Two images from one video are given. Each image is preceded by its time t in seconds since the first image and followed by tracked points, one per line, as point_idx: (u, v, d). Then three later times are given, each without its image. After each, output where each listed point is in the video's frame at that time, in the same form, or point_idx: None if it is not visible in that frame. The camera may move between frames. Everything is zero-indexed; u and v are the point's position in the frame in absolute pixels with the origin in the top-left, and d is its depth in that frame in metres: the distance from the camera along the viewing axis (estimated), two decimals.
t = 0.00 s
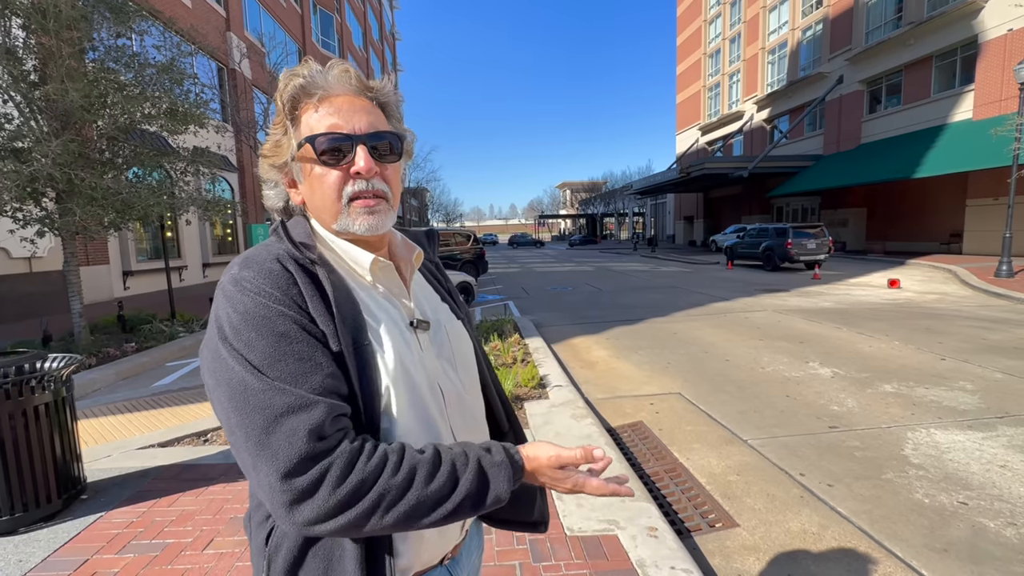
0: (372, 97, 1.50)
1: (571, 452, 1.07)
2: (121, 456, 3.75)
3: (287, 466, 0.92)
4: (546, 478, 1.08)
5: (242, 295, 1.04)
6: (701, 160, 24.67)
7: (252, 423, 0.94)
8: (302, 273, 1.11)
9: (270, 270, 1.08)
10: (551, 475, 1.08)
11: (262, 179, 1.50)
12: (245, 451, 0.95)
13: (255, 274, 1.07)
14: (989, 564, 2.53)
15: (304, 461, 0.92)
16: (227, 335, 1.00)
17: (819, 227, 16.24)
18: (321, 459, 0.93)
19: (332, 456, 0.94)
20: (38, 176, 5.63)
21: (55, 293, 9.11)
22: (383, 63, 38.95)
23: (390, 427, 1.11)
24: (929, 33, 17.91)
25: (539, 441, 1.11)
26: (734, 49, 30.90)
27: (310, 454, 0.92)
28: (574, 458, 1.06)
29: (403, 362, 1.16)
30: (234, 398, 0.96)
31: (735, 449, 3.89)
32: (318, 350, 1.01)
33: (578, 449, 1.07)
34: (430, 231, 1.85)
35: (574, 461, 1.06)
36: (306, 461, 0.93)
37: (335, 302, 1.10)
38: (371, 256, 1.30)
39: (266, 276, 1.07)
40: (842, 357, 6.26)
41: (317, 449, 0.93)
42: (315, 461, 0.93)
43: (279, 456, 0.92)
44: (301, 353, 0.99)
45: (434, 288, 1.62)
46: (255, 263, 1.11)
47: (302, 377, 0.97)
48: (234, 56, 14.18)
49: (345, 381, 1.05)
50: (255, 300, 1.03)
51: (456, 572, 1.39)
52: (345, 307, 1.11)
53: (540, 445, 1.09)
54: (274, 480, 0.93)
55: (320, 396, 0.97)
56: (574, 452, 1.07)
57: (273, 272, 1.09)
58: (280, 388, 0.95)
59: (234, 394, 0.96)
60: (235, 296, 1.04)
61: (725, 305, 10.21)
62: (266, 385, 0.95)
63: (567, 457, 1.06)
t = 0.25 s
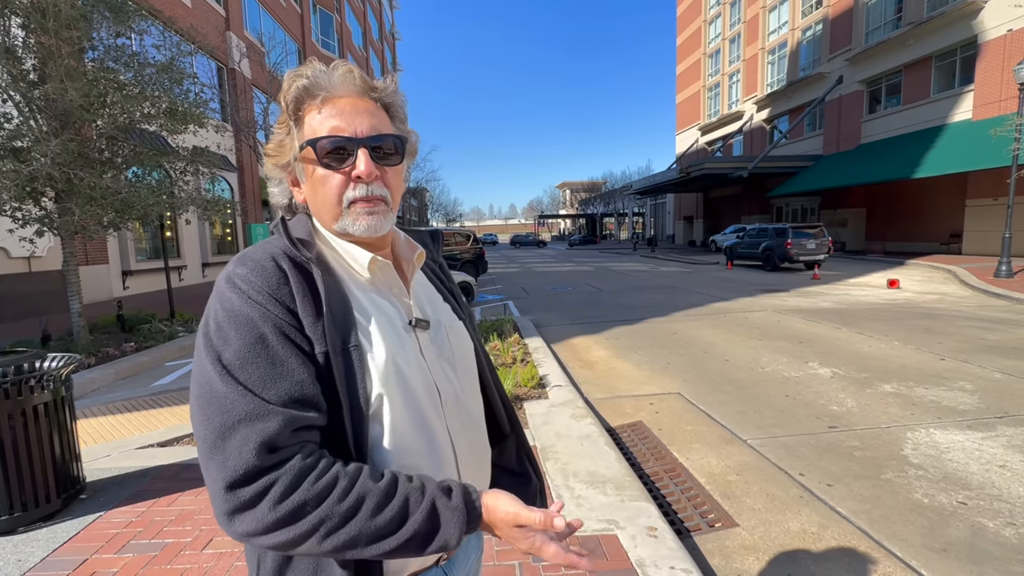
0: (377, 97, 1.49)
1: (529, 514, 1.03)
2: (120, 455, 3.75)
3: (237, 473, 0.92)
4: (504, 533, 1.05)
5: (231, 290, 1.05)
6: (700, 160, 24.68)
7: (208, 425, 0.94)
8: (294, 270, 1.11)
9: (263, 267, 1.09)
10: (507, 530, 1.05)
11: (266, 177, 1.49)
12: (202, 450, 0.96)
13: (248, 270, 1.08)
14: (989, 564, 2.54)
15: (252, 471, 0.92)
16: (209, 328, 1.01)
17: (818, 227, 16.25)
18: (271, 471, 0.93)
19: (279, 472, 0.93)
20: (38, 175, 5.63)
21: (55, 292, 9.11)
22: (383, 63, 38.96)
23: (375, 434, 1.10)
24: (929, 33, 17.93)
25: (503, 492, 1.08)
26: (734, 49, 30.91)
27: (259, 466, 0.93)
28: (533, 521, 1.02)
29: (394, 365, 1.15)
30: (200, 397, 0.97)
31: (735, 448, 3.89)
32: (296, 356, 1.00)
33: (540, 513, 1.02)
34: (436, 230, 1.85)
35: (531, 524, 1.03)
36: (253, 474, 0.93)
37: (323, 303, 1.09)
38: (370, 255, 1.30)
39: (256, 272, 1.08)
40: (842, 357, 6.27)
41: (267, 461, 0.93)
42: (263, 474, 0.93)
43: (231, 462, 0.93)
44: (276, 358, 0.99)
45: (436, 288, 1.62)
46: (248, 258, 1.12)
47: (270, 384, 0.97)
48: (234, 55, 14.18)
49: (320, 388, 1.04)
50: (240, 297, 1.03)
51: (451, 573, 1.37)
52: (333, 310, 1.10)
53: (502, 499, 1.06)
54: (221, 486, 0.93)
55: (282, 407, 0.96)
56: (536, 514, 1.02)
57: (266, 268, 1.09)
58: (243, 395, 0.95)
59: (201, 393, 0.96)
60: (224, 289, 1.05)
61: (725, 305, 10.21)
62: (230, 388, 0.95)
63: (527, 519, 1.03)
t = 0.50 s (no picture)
0: (382, 100, 1.50)
1: (518, 525, 1.04)
2: (119, 455, 3.75)
3: (230, 473, 0.93)
4: (491, 542, 1.06)
5: (229, 289, 1.05)
6: (700, 161, 24.67)
7: (201, 424, 0.95)
8: (291, 270, 1.11)
9: (260, 266, 1.09)
10: (495, 539, 1.06)
11: (270, 175, 1.49)
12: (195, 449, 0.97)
13: (245, 270, 1.08)
14: (989, 564, 2.54)
15: (243, 473, 0.92)
16: (205, 327, 1.01)
17: (818, 227, 16.25)
18: (263, 471, 0.93)
19: (270, 474, 0.93)
20: (38, 175, 5.63)
21: (54, 292, 9.10)
22: (383, 63, 38.98)
23: (372, 436, 1.10)
24: (929, 34, 17.94)
25: (493, 501, 1.08)
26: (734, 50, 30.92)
27: (250, 467, 0.93)
28: (521, 530, 1.03)
29: (391, 365, 1.15)
30: (195, 397, 0.97)
31: (734, 449, 3.90)
32: (290, 357, 1.00)
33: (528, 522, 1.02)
34: (440, 231, 1.86)
35: (519, 533, 1.03)
36: (244, 475, 0.93)
37: (320, 303, 1.09)
38: (370, 254, 1.30)
39: (253, 271, 1.08)
40: (841, 357, 6.27)
41: (259, 463, 0.93)
42: (255, 475, 0.93)
43: (222, 463, 0.93)
44: (270, 358, 0.99)
45: (438, 289, 1.62)
46: (246, 257, 1.12)
47: (263, 384, 0.97)
48: (234, 55, 14.18)
49: (314, 390, 1.04)
50: (236, 296, 1.04)
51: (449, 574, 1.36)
52: (329, 309, 1.11)
53: (491, 509, 1.06)
54: (213, 487, 0.93)
55: (275, 409, 0.96)
56: (523, 525, 1.03)
57: (264, 267, 1.09)
58: (238, 395, 0.95)
59: (197, 393, 0.97)
60: (221, 288, 1.06)
61: (724, 305, 10.22)
62: (223, 388, 0.95)
63: (515, 528, 1.04)
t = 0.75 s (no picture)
0: (384, 101, 1.50)
1: (516, 527, 1.04)
2: (119, 455, 3.75)
3: (230, 473, 0.93)
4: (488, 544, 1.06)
5: (231, 288, 1.05)
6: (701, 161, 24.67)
7: (202, 423, 0.95)
8: (294, 269, 1.11)
9: (263, 266, 1.09)
10: (492, 542, 1.06)
11: (272, 175, 1.48)
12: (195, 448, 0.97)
13: (248, 269, 1.08)
14: (989, 564, 2.54)
15: (243, 473, 0.93)
16: (207, 326, 1.01)
17: (818, 228, 16.26)
18: (262, 471, 0.94)
19: (269, 474, 0.94)
20: (37, 175, 5.62)
21: (54, 292, 9.10)
22: (383, 63, 38.98)
23: (371, 437, 1.10)
24: (928, 34, 17.95)
25: (491, 504, 1.09)
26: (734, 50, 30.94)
27: (249, 467, 0.93)
28: (518, 534, 1.03)
29: (392, 365, 1.15)
30: (196, 396, 0.97)
31: (734, 449, 3.90)
32: (291, 358, 1.00)
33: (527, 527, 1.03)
34: (440, 232, 1.86)
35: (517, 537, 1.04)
36: (243, 475, 0.93)
37: (321, 303, 1.09)
38: (371, 255, 1.30)
39: (255, 270, 1.08)
40: (841, 357, 6.28)
41: (259, 462, 0.93)
42: (254, 474, 0.93)
43: (222, 463, 0.93)
44: (270, 358, 0.99)
45: (439, 289, 1.62)
46: (249, 256, 1.12)
47: (263, 384, 0.97)
48: (234, 56, 14.19)
49: (314, 390, 1.04)
50: (239, 295, 1.04)
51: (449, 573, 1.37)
52: (331, 309, 1.11)
53: (489, 512, 1.06)
54: (212, 485, 0.94)
55: (275, 409, 0.96)
56: (521, 528, 1.03)
57: (266, 267, 1.09)
58: (238, 395, 0.95)
59: (197, 392, 0.97)
60: (224, 287, 1.06)
61: (724, 305, 10.22)
62: (223, 388, 0.95)
63: (513, 533, 1.04)
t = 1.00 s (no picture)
0: (385, 103, 1.50)
1: (515, 527, 1.06)
2: (119, 456, 3.75)
3: (229, 478, 0.93)
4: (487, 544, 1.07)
5: (231, 292, 1.05)
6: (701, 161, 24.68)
7: (201, 427, 0.95)
8: (294, 272, 1.11)
9: (263, 269, 1.09)
10: (493, 545, 1.07)
11: (270, 178, 1.49)
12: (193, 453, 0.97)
13: (248, 273, 1.08)
14: (988, 565, 2.54)
15: (242, 478, 0.93)
16: (207, 330, 1.01)
17: (818, 228, 16.26)
18: (261, 476, 0.94)
19: (269, 479, 0.94)
20: (37, 176, 5.62)
21: (54, 293, 9.10)
22: (383, 63, 38.99)
23: (371, 441, 1.11)
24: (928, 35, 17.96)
25: (490, 505, 1.10)
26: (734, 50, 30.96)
27: (249, 472, 0.93)
28: (516, 534, 1.06)
29: (393, 368, 1.15)
30: (196, 400, 0.97)
31: (734, 449, 3.90)
32: (291, 362, 1.00)
33: (525, 526, 1.05)
34: (438, 233, 1.86)
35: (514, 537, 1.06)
36: (243, 480, 0.93)
37: (322, 307, 1.09)
38: (372, 258, 1.30)
39: (256, 274, 1.08)
40: (840, 358, 6.28)
41: (259, 466, 0.93)
42: (255, 479, 0.93)
43: (221, 467, 0.93)
44: (271, 362, 0.99)
45: (438, 291, 1.63)
46: (249, 259, 1.12)
47: (263, 388, 0.97)
48: (234, 56, 14.20)
49: (315, 394, 1.04)
50: (239, 298, 1.04)
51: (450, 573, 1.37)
52: (333, 312, 1.11)
53: (488, 513, 1.08)
54: (212, 490, 0.94)
55: (275, 414, 0.97)
56: (519, 528, 1.05)
57: (267, 271, 1.09)
58: (238, 400, 0.95)
59: (197, 396, 0.97)
60: (224, 289, 1.06)
61: (724, 306, 10.22)
62: (223, 392, 0.95)
63: (510, 533, 1.06)
